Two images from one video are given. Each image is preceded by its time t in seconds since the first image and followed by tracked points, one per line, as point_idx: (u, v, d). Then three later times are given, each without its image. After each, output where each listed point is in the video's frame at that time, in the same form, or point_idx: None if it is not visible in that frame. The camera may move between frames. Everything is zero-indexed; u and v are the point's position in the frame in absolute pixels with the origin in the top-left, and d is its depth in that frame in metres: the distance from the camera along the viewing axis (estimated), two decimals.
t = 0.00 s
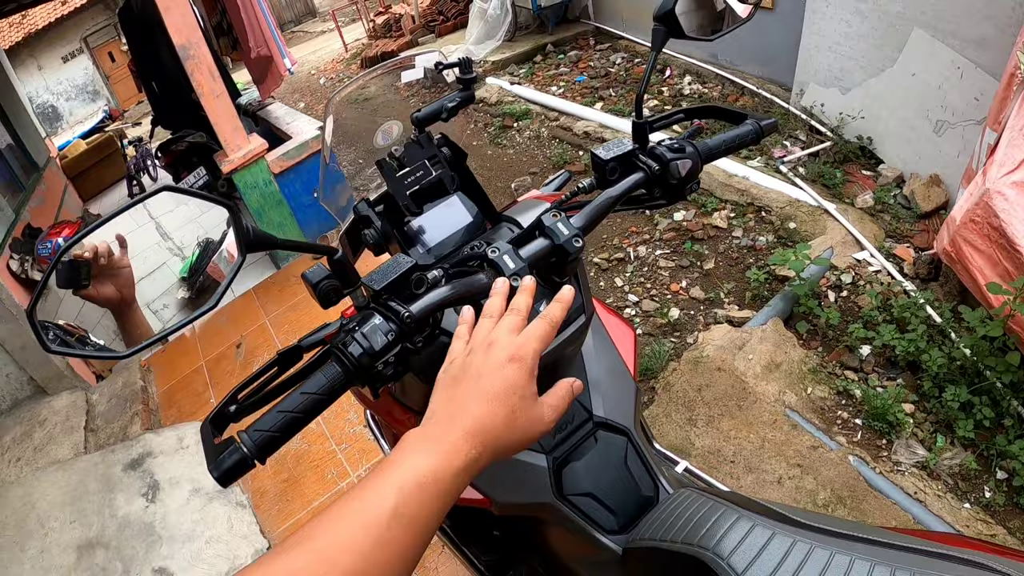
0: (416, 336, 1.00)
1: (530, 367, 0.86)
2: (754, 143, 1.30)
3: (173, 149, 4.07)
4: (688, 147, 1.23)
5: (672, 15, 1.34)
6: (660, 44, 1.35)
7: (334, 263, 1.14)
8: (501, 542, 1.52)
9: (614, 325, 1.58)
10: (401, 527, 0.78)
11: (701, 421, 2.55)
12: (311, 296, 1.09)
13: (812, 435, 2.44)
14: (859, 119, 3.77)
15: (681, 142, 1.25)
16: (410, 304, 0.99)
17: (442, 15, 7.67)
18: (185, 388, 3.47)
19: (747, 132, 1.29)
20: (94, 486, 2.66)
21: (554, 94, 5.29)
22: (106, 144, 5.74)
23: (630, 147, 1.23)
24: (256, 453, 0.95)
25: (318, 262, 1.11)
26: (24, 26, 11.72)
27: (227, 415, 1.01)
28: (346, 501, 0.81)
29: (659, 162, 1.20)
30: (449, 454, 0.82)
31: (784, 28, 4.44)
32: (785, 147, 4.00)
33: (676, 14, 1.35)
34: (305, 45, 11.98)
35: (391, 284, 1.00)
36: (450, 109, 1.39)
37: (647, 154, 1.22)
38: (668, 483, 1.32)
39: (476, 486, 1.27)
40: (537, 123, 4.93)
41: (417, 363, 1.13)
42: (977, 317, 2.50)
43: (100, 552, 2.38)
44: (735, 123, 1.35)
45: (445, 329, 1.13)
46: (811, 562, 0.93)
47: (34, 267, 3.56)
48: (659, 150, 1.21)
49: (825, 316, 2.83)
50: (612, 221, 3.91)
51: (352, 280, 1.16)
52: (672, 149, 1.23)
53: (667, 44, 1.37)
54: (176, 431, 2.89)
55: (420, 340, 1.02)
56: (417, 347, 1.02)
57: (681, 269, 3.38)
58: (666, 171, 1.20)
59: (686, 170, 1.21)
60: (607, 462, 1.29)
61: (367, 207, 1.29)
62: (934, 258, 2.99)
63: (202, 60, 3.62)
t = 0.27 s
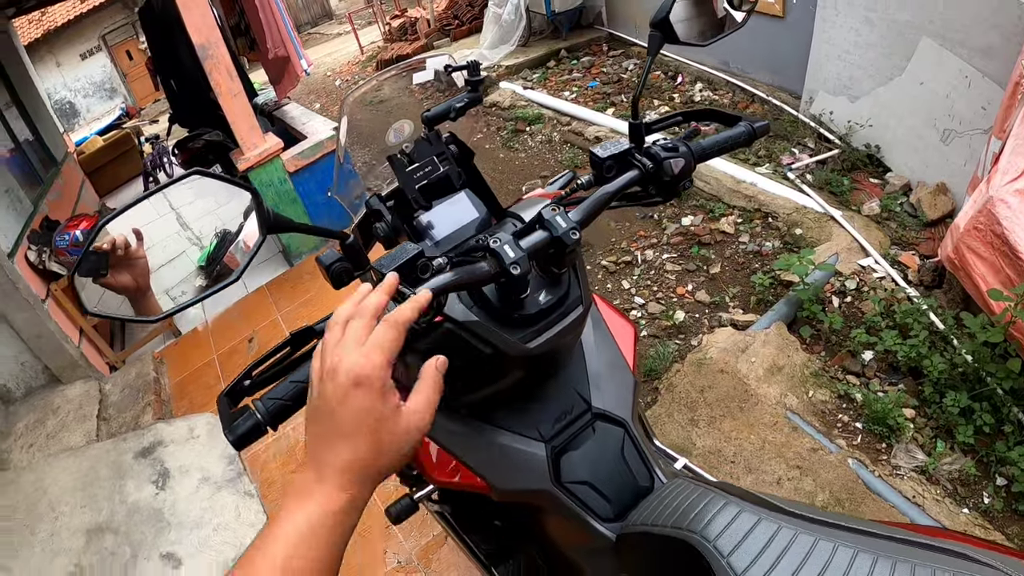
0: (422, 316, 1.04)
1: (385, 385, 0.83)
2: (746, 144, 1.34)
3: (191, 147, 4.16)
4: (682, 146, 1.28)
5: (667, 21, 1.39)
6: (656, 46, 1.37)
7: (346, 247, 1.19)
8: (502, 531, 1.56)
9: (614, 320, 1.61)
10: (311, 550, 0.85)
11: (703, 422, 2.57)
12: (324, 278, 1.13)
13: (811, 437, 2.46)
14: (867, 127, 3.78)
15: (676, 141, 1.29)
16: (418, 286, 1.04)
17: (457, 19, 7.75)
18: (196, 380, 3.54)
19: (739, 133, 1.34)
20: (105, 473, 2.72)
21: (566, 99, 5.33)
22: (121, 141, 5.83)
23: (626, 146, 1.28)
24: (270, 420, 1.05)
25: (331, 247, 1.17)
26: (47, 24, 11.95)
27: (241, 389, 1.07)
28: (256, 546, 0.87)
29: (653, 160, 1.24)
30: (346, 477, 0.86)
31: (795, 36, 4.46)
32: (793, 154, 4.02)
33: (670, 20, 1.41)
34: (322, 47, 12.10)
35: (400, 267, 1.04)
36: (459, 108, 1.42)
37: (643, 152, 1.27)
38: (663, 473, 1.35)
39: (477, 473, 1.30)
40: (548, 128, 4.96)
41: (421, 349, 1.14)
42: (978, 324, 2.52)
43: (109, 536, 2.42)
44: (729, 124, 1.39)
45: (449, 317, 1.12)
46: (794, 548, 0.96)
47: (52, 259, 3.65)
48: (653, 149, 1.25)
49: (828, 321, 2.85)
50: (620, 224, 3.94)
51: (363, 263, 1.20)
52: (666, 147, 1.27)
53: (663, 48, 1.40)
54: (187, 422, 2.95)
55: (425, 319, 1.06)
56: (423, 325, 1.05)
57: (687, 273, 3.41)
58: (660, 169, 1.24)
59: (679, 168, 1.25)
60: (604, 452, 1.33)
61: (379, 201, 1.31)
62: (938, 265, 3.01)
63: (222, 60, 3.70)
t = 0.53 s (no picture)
0: (443, 297, 1.09)
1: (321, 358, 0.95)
2: (754, 144, 1.38)
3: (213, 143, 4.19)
4: (693, 143, 1.32)
5: (680, 25, 1.42)
6: (669, 50, 1.41)
7: (374, 228, 1.29)
8: (513, 521, 1.62)
9: (627, 315, 1.64)
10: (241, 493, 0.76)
11: (713, 422, 2.59)
12: (354, 256, 1.25)
13: (820, 440, 2.47)
14: (882, 136, 3.79)
15: (687, 138, 1.33)
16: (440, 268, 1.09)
17: (479, 24, 7.84)
18: (214, 370, 3.61)
19: (748, 133, 1.38)
20: (122, 457, 2.77)
21: (585, 104, 5.35)
22: (143, 138, 5.96)
23: (640, 143, 1.32)
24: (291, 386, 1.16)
25: (360, 229, 1.28)
26: (76, 22, 12.22)
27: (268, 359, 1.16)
28: (155, 518, 0.74)
29: (665, 156, 1.29)
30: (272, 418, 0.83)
31: (813, 45, 4.48)
32: (809, 162, 4.03)
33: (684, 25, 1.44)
34: (344, 50, 12.24)
35: (423, 249, 1.12)
36: (482, 105, 1.48)
37: (656, 149, 1.32)
38: (671, 464, 1.37)
39: (490, 457, 1.35)
40: (567, 132, 4.98)
41: (443, 333, 1.22)
42: (988, 331, 2.53)
43: (124, 518, 2.48)
44: (739, 125, 1.44)
45: (468, 301, 1.19)
46: (794, 530, 1.02)
47: (75, 249, 3.75)
48: (665, 145, 1.30)
49: (840, 327, 2.87)
50: (636, 228, 3.97)
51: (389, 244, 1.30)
52: (678, 144, 1.31)
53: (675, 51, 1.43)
54: (204, 410, 3.00)
55: (447, 301, 1.10)
56: (444, 305, 1.09)
57: (701, 278, 3.43)
58: (671, 164, 1.29)
59: (690, 164, 1.30)
60: (613, 441, 1.36)
61: (403, 193, 1.38)
62: (951, 275, 3.01)
63: (247, 58, 3.78)
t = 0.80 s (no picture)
0: (459, 285, 1.11)
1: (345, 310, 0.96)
2: (766, 141, 1.40)
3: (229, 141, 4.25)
4: (705, 140, 1.33)
5: (693, 23, 1.44)
6: (682, 48, 1.42)
7: (392, 217, 1.33)
8: (523, 515, 1.64)
9: (639, 311, 1.64)
10: (241, 445, 0.74)
11: (723, 422, 2.60)
12: (373, 243, 1.29)
13: (830, 441, 2.46)
14: (896, 139, 3.77)
15: (699, 135, 1.34)
16: (456, 257, 1.11)
17: (494, 25, 7.87)
18: (227, 365, 3.66)
19: (761, 130, 1.39)
20: (135, 448, 2.81)
21: (600, 105, 5.36)
22: (160, 135, 6.05)
23: (653, 139, 1.34)
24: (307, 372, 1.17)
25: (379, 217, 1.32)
26: (93, 21, 12.38)
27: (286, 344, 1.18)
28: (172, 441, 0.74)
29: (677, 151, 1.31)
30: (279, 375, 0.81)
31: (827, 48, 4.47)
32: (822, 165, 4.02)
33: (697, 23, 1.45)
34: (359, 50, 12.29)
35: (439, 239, 1.15)
36: (498, 101, 1.50)
37: (669, 144, 1.33)
38: (681, 458, 1.38)
39: (503, 450, 1.37)
40: (581, 133, 4.99)
41: (457, 323, 1.24)
42: (1000, 333, 2.52)
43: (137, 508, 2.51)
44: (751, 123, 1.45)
45: (483, 292, 1.21)
46: (802, 524, 1.03)
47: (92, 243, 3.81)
48: (678, 140, 1.32)
49: (852, 329, 2.86)
50: (649, 229, 3.98)
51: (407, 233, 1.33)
52: (691, 139, 1.32)
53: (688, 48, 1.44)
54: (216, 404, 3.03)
55: (462, 289, 1.13)
56: (460, 293, 1.12)
57: (713, 279, 3.44)
58: (683, 159, 1.30)
59: (703, 160, 1.31)
60: (624, 435, 1.37)
61: (420, 187, 1.40)
62: (964, 278, 3.00)
63: (263, 56, 3.82)
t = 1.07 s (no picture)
0: (461, 280, 1.14)
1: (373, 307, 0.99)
2: (764, 138, 1.41)
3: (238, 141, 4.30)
4: (703, 137, 1.34)
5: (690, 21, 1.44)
6: (679, 46, 1.43)
7: (396, 215, 1.36)
8: (527, 511, 1.66)
9: (642, 308, 1.65)
10: (283, 404, 0.77)
11: (728, 420, 2.60)
12: (376, 240, 1.31)
13: (835, 439, 2.46)
14: (902, 137, 3.76)
15: (697, 132, 1.36)
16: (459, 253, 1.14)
17: (502, 25, 7.89)
18: (236, 363, 3.69)
19: (759, 127, 1.41)
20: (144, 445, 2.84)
21: (606, 105, 5.36)
22: (169, 135, 6.11)
23: (653, 136, 1.35)
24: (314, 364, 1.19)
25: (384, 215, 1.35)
26: (103, 22, 12.49)
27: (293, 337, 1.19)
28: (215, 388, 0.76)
29: (676, 148, 1.32)
30: (315, 351, 0.85)
31: (834, 47, 4.46)
32: (829, 163, 4.01)
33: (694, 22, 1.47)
34: (367, 51, 12.34)
35: (441, 235, 1.18)
36: (501, 100, 1.51)
37: (668, 142, 1.35)
38: (682, 453, 1.40)
39: (506, 446, 1.39)
40: (588, 132, 5.00)
41: (461, 318, 1.26)
42: (1005, 331, 2.52)
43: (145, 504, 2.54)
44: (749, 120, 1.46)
45: (485, 288, 1.23)
46: (799, 517, 1.04)
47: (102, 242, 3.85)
48: (676, 138, 1.33)
49: (857, 327, 2.86)
50: (655, 228, 3.99)
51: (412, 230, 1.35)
52: (688, 137, 1.34)
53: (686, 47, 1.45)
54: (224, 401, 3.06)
55: (464, 284, 1.15)
56: (462, 288, 1.14)
57: (719, 277, 3.44)
58: (682, 156, 1.31)
59: (700, 156, 1.32)
60: (626, 430, 1.38)
61: (424, 186, 1.42)
62: (970, 276, 2.99)
63: (272, 57, 3.86)
